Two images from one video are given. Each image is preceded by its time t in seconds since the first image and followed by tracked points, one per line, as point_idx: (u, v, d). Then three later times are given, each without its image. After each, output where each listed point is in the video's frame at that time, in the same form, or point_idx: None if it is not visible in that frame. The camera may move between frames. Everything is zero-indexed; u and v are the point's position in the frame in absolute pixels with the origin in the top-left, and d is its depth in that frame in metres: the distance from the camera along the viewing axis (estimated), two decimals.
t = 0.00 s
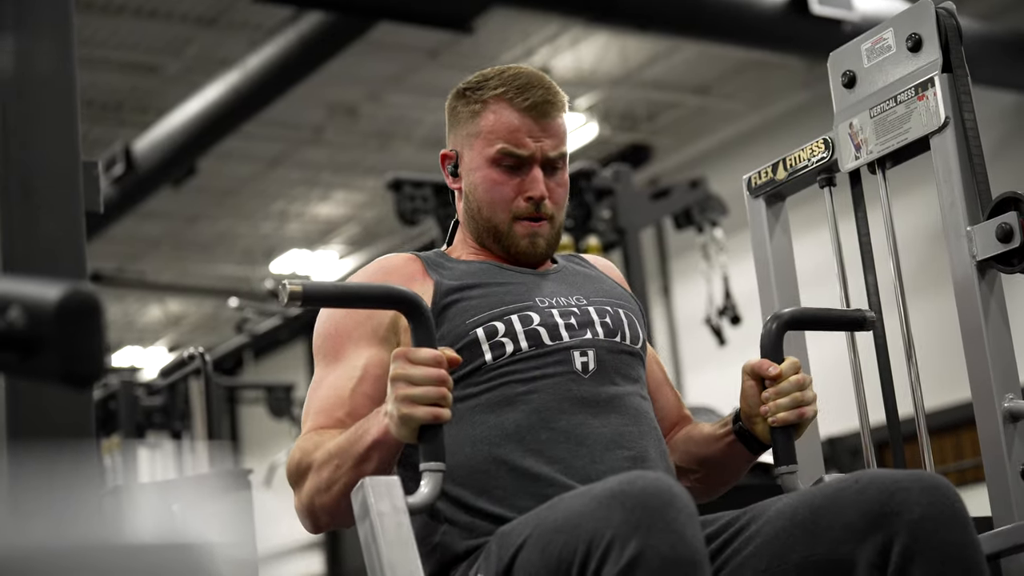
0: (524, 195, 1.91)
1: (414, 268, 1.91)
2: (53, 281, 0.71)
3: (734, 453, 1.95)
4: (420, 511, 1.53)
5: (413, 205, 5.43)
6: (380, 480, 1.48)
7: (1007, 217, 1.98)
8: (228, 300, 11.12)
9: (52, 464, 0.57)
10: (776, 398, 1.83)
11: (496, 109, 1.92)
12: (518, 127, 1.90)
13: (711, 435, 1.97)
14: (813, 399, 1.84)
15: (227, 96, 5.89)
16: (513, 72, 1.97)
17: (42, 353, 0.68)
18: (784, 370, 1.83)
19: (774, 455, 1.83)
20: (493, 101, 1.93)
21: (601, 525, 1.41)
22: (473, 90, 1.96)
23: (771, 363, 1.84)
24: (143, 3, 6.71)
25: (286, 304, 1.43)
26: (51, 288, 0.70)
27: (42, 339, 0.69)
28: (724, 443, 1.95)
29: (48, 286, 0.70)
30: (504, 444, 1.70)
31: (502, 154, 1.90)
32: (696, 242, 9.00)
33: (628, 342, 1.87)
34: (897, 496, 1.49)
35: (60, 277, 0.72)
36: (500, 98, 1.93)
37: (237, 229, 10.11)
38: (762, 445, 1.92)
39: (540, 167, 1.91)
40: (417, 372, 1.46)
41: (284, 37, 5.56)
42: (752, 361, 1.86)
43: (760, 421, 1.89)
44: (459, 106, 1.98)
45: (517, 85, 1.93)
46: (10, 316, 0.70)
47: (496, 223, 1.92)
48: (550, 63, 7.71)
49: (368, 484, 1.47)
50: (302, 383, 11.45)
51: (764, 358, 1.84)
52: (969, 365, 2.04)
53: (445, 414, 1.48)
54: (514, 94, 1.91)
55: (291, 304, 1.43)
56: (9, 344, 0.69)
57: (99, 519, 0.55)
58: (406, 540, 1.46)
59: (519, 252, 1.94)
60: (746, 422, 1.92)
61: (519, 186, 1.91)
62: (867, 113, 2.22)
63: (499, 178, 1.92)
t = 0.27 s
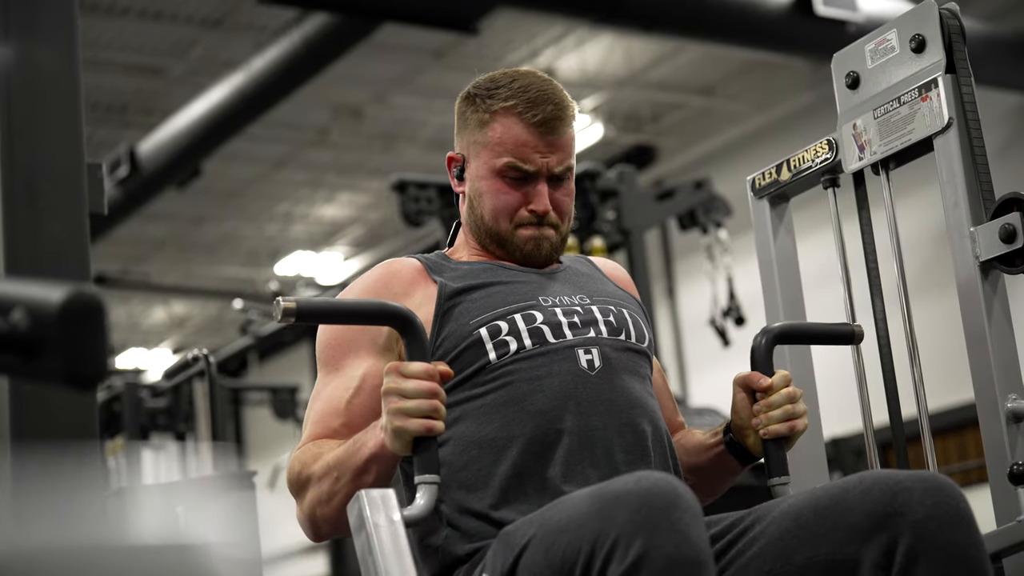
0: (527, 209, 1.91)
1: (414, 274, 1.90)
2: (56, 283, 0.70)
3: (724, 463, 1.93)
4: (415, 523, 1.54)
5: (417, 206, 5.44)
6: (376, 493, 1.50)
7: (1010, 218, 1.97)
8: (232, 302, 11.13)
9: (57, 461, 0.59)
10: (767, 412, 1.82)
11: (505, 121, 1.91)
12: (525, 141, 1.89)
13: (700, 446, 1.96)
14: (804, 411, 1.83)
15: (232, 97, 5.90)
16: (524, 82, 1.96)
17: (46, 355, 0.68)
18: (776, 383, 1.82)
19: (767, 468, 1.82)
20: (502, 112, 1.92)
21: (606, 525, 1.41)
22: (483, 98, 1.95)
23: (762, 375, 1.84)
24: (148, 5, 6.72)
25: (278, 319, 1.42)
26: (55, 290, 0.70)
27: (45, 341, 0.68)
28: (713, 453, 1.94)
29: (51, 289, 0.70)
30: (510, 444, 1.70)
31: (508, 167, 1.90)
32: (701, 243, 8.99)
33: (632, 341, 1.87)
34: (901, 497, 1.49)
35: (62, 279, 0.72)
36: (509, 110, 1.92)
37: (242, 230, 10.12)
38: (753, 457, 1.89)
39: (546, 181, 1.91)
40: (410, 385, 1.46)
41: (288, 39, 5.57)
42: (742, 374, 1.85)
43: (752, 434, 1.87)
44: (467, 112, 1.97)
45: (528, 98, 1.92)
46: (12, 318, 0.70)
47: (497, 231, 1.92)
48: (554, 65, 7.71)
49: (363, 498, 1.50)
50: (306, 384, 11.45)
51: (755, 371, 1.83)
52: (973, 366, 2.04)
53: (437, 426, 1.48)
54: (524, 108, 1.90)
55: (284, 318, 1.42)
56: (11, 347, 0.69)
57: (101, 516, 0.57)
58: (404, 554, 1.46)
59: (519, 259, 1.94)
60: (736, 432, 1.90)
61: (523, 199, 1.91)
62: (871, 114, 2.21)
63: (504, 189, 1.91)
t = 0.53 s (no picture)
0: (530, 210, 1.91)
1: (412, 275, 1.90)
2: (56, 283, 0.71)
3: (720, 465, 1.93)
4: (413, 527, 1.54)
5: (418, 206, 5.44)
6: (373, 496, 1.50)
7: (1009, 217, 1.97)
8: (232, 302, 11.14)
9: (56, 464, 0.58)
10: (763, 415, 1.82)
11: (508, 122, 1.91)
12: (529, 142, 1.90)
13: (695, 448, 1.96)
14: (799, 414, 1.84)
15: (232, 98, 5.90)
16: (527, 82, 1.95)
17: (45, 355, 0.68)
18: (772, 385, 1.83)
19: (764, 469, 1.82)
20: (505, 113, 1.92)
21: (611, 522, 1.41)
22: (486, 99, 1.95)
23: (758, 378, 1.84)
24: (147, 5, 6.72)
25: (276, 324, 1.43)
26: (55, 290, 0.70)
27: (45, 341, 0.68)
28: (708, 455, 1.94)
29: (51, 289, 0.70)
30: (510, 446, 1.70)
31: (512, 168, 1.90)
32: (701, 243, 8.99)
33: (632, 342, 1.87)
34: (902, 495, 1.49)
35: (61, 279, 0.72)
36: (512, 111, 1.92)
37: (242, 230, 10.13)
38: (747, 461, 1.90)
39: (549, 181, 1.91)
40: (406, 389, 1.46)
41: (288, 39, 5.57)
42: (738, 378, 1.86)
43: (748, 435, 1.87)
44: (470, 112, 1.97)
45: (531, 99, 1.92)
46: (12, 318, 0.70)
47: (500, 232, 1.93)
48: (554, 65, 7.71)
49: (360, 503, 1.50)
50: (306, 385, 11.46)
51: (751, 373, 1.84)
52: (973, 365, 2.04)
53: (434, 430, 1.47)
54: (528, 109, 1.90)
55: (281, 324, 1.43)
56: (11, 347, 0.69)
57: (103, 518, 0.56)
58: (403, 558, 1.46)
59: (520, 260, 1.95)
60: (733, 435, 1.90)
61: (526, 200, 1.91)
62: (871, 113, 2.22)
63: (507, 190, 1.91)
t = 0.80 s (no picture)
0: (531, 207, 1.91)
1: (412, 273, 1.90)
2: (57, 283, 0.71)
3: (718, 466, 1.93)
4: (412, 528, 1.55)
5: (419, 206, 5.44)
6: (373, 496, 1.50)
7: (1009, 218, 1.97)
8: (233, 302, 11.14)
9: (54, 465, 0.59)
10: (762, 418, 1.82)
11: (505, 119, 1.92)
12: (526, 138, 1.90)
13: (696, 448, 1.96)
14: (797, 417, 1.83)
15: (232, 98, 5.90)
16: (524, 81, 1.96)
17: (45, 355, 0.68)
18: (770, 390, 1.82)
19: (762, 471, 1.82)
20: (502, 111, 1.93)
21: (603, 524, 1.41)
22: (483, 98, 1.96)
23: (757, 382, 1.83)
24: (148, 5, 6.72)
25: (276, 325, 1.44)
26: (55, 290, 0.70)
27: (45, 341, 0.69)
28: (706, 456, 1.94)
29: (52, 289, 0.70)
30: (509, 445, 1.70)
31: (510, 164, 1.91)
32: (701, 243, 8.99)
33: (629, 343, 1.87)
34: (905, 496, 1.49)
35: (63, 278, 0.72)
36: (509, 109, 1.92)
37: (243, 230, 10.13)
38: (746, 463, 1.89)
39: (547, 177, 1.91)
40: (406, 389, 1.47)
41: (289, 39, 5.58)
42: (736, 380, 1.85)
43: (747, 440, 1.86)
44: (467, 112, 1.97)
45: (527, 96, 1.92)
46: (13, 318, 0.70)
47: (499, 231, 1.93)
48: (555, 65, 7.72)
49: (360, 502, 1.50)
50: (307, 385, 11.47)
51: (749, 378, 1.83)
52: (972, 366, 2.04)
53: (433, 431, 1.48)
54: (525, 105, 1.91)
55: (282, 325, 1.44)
56: (11, 347, 0.69)
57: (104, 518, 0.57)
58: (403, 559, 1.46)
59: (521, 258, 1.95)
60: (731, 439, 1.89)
61: (525, 197, 1.92)
62: (871, 113, 2.22)
63: (506, 187, 1.92)
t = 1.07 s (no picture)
0: (524, 204, 1.91)
1: (417, 273, 1.93)
2: (56, 290, 0.76)
3: (745, 455, 1.95)
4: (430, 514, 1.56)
5: (420, 210, 5.44)
6: (391, 482, 1.51)
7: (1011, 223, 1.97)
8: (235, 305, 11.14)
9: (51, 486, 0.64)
10: (787, 400, 1.84)
11: (493, 119, 1.92)
12: (515, 137, 1.91)
13: (724, 437, 1.98)
14: (823, 400, 1.85)
15: (234, 102, 5.91)
16: (509, 82, 1.97)
17: (47, 362, 0.74)
18: (796, 371, 1.84)
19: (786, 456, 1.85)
20: (489, 111, 1.93)
21: (604, 532, 1.41)
22: (469, 100, 1.96)
23: (782, 364, 1.86)
24: (151, 9, 6.74)
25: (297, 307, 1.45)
26: (56, 298, 0.75)
27: (46, 348, 0.74)
28: (734, 445, 1.96)
29: (53, 296, 0.76)
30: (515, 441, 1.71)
31: (500, 163, 1.91)
32: (704, 246, 8.98)
33: (631, 337, 1.87)
34: (915, 503, 1.49)
35: (60, 285, 0.77)
36: (496, 109, 1.93)
37: (245, 234, 10.14)
38: (774, 447, 1.93)
39: (538, 173, 1.92)
40: (428, 370, 1.49)
41: (291, 44, 5.58)
42: (762, 362, 1.88)
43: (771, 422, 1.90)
44: (455, 115, 1.97)
45: (513, 96, 1.93)
46: (14, 325, 0.75)
47: (493, 230, 1.93)
48: (557, 68, 7.72)
49: (377, 487, 1.51)
50: (310, 389, 11.47)
51: (775, 359, 1.86)
52: (974, 371, 2.03)
53: (453, 414, 1.51)
54: (511, 104, 1.92)
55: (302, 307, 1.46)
56: (12, 354, 0.74)
57: (98, 537, 0.62)
58: (417, 546, 1.49)
59: (515, 256, 1.94)
60: (757, 422, 1.92)
61: (517, 195, 1.92)
62: (872, 118, 2.21)
63: (496, 186, 1.92)
